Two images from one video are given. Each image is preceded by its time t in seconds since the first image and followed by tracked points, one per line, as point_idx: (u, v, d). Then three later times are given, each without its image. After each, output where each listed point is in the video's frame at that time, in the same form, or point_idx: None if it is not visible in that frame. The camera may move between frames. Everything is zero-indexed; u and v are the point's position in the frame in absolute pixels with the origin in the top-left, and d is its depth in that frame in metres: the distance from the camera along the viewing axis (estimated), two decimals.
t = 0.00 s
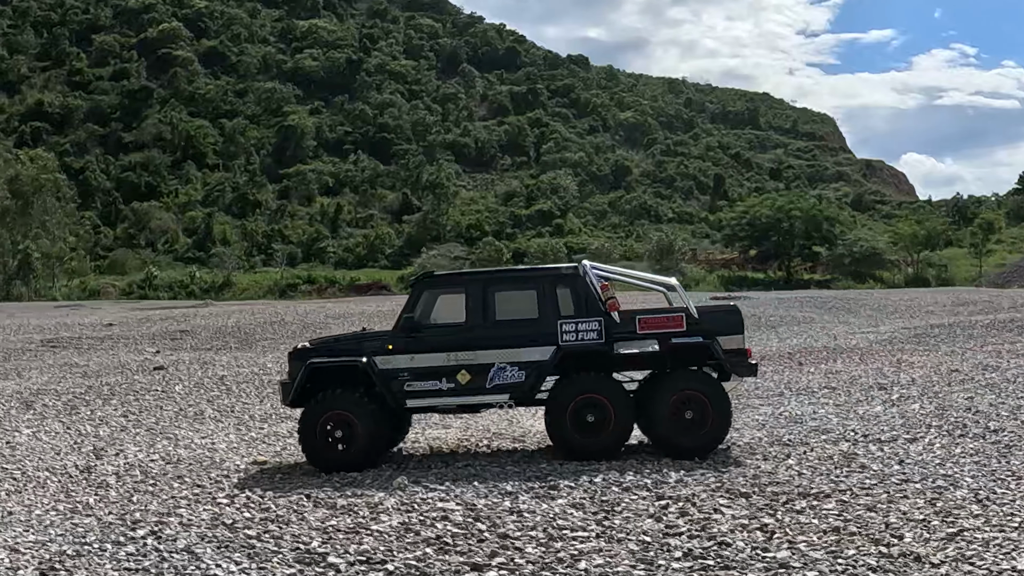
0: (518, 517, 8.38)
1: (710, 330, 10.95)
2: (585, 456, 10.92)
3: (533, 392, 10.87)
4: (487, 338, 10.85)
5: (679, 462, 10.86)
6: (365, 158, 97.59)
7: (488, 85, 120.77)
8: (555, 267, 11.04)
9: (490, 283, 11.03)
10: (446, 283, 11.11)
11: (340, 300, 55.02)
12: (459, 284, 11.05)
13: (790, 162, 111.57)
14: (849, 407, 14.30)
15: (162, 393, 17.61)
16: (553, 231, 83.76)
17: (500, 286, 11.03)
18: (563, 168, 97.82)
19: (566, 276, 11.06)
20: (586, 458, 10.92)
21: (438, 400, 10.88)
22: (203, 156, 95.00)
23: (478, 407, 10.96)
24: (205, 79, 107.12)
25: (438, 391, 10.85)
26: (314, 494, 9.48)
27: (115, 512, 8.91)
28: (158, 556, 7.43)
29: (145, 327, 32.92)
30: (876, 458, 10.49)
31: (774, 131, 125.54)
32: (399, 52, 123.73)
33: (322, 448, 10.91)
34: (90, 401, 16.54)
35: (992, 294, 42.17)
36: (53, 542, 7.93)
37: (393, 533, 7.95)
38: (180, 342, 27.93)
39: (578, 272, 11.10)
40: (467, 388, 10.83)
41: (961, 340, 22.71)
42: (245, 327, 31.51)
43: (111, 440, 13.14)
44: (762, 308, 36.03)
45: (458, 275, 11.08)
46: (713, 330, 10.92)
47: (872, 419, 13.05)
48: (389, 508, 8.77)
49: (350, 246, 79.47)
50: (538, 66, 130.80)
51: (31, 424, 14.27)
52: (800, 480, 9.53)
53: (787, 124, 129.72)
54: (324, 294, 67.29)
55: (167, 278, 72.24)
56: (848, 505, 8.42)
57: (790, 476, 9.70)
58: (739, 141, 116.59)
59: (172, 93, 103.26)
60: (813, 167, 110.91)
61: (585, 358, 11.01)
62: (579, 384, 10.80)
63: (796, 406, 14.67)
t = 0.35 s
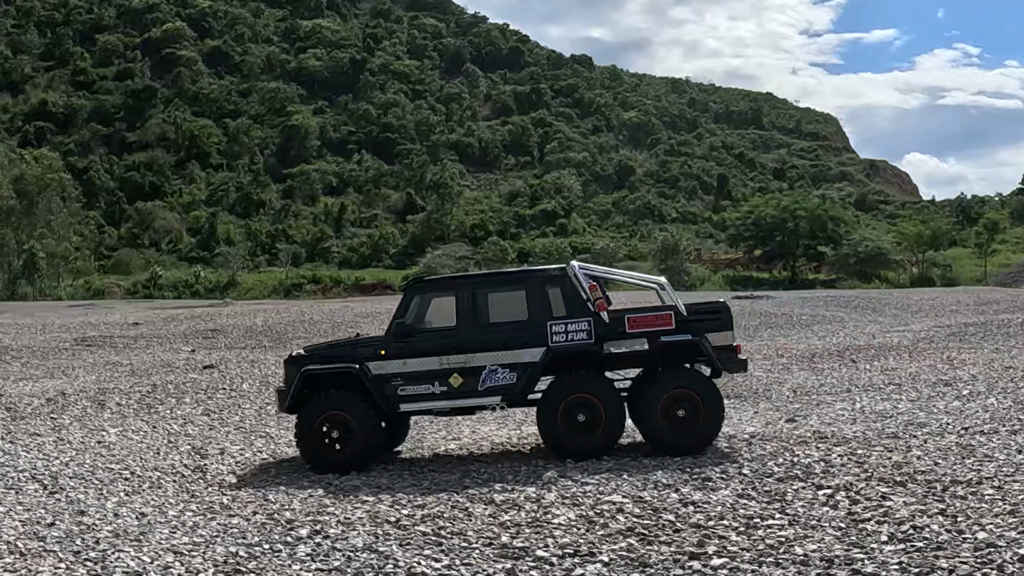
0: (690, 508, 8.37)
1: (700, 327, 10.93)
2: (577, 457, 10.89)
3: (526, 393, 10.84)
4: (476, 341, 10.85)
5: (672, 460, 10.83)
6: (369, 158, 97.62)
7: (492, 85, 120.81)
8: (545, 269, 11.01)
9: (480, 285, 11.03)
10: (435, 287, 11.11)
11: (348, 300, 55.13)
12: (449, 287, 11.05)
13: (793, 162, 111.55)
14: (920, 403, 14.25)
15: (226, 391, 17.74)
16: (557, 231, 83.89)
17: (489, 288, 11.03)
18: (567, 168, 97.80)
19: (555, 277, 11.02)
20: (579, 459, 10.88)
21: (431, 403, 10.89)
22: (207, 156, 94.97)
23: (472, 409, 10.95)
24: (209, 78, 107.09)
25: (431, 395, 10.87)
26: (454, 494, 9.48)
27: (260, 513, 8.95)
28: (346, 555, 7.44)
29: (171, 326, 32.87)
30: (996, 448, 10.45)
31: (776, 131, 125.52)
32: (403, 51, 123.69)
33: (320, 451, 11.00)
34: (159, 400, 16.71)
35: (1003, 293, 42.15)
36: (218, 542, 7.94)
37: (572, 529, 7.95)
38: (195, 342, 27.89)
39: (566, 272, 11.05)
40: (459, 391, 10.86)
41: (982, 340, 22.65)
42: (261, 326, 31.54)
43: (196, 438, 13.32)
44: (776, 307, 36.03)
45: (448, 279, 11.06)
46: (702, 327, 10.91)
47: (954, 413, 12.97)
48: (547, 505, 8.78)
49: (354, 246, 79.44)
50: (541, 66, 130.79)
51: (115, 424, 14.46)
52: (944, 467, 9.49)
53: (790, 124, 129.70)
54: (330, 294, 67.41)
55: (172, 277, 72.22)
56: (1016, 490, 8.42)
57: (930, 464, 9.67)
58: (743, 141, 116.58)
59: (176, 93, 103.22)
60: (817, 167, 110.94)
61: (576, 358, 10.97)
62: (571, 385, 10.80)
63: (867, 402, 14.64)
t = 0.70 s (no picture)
0: (843, 485, 8.71)
1: (698, 321, 11.46)
2: (578, 450, 11.40)
3: (525, 384, 11.45)
4: (477, 333, 11.50)
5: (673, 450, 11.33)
6: (375, 157, 97.58)
7: (498, 85, 120.76)
8: (546, 262, 11.59)
9: (481, 279, 11.64)
10: (436, 279, 11.74)
11: (357, 300, 55.05)
12: (450, 280, 11.67)
13: (799, 162, 111.27)
14: (991, 391, 14.34)
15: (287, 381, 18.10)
16: (564, 231, 83.89)
17: (490, 282, 11.64)
18: (573, 167, 97.78)
19: (556, 270, 11.60)
20: (580, 451, 11.38)
21: (431, 393, 11.58)
22: (213, 155, 95.01)
23: (471, 399, 11.63)
24: (215, 78, 107.18)
25: (432, 385, 11.55)
26: (582, 478, 9.93)
27: (394, 500, 9.34)
28: (524, 533, 7.85)
29: (197, 324, 32.83)
30: None
31: (782, 131, 125.26)
32: (409, 51, 123.67)
33: (323, 439, 11.73)
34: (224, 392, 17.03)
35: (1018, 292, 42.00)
36: (362, 529, 8.21)
37: (733, 505, 8.32)
38: (212, 339, 27.91)
39: (567, 266, 11.62)
40: (459, 381, 11.52)
41: (1008, 338, 22.57)
42: (281, 324, 31.54)
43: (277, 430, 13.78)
44: (793, 306, 35.90)
45: (447, 271, 11.68)
46: (701, 321, 11.44)
47: None
48: (690, 484, 9.18)
49: (360, 246, 79.47)
50: (547, 66, 130.70)
51: (193, 415, 14.82)
52: None
53: (796, 123, 129.52)
54: (337, 294, 67.33)
55: (179, 277, 72.30)
56: None
57: None
58: (749, 141, 116.44)
59: (182, 93, 103.32)
60: (823, 167, 110.78)
61: (577, 350, 11.54)
62: (571, 379, 11.36)
63: (937, 391, 14.76)
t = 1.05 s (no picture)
0: (986, 471, 9.10)
1: (695, 325, 11.73)
2: (573, 449, 11.82)
3: (523, 384, 11.85)
4: (475, 333, 11.89)
5: (667, 452, 11.67)
6: (381, 157, 97.59)
7: (503, 84, 120.78)
8: (545, 262, 12.00)
9: (479, 279, 12.03)
10: (436, 279, 12.11)
11: (365, 299, 55.00)
12: (450, 280, 12.06)
13: (805, 162, 111.14)
14: None
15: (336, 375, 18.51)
16: (569, 231, 83.93)
17: (488, 282, 12.03)
18: (578, 167, 97.86)
19: (554, 270, 12.00)
20: (576, 451, 11.79)
21: (429, 393, 11.96)
22: (218, 155, 95.06)
23: (469, 398, 12.01)
24: (220, 78, 107.32)
25: (431, 384, 11.93)
26: (711, 469, 10.33)
27: (533, 494, 9.80)
28: (702, 524, 8.31)
29: (224, 322, 32.73)
30: None
31: (787, 130, 125.21)
32: (414, 50, 123.69)
33: (324, 435, 12.08)
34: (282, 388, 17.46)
35: None
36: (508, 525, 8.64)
37: (891, 493, 8.76)
38: (232, 336, 28.00)
39: (566, 266, 12.02)
40: (457, 381, 11.91)
41: None
42: (298, 322, 31.62)
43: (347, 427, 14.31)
44: (808, 305, 35.90)
45: (446, 271, 12.07)
46: (698, 324, 11.71)
47: None
48: (830, 474, 9.62)
49: (366, 246, 79.52)
50: (552, 65, 130.66)
51: (274, 412, 15.37)
52: None
53: (801, 123, 129.47)
54: (343, 293, 67.27)
55: (185, 277, 72.40)
56: None
57: None
58: (754, 140, 116.38)
59: (187, 92, 103.46)
60: (828, 166, 110.71)
61: (575, 351, 11.93)
62: (568, 380, 11.74)
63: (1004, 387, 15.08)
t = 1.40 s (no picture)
0: None
1: (698, 337, 11.67)
2: (572, 459, 11.78)
3: (524, 394, 11.87)
4: (478, 343, 11.92)
5: (665, 464, 11.67)
6: (388, 157, 97.60)
7: (510, 84, 120.89)
8: (549, 273, 12.00)
9: (484, 289, 12.07)
10: (441, 288, 12.17)
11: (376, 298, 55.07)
12: (454, 289, 12.11)
13: (811, 161, 111.10)
14: None
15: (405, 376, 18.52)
16: (577, 230, 84.07)
17: (492, 292, 12.07)
18: (585, 167, 97.94)
19: (558, 281, 12.01)
20: (574, 461, 11.77)
21: (432, 401, 12.00)
22: (225, 155, 95.09)
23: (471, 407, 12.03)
24: (227, 78, 107.48)
25: (434, 394, 11.97)
26: (857, 471, 10.31)
27: (697, 501, 9.84)
28: (891, 528, 8.45)
29: (256, 322, 32.69)
30: None
31: (794, 130, 125.19)
32: (420, 50, 123.75)
33: (326, 439, 12.20)
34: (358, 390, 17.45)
35: None
36: (690, 537, 8.60)
37: None
38: (253, 337, 28.02)
39: (570, 277, 12.02)
40: (461, 391, 11.94)
41: None
42: (318, 323, 31.70)
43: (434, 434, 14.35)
44: (828, 306, 35.86)
45: (452, 281, 12.14)
46: (700, 337, 11.66)
47: None
48: (989, 474, 9.68)
49: (373, 246, 79.62)
50: (558, 64, 130.67)
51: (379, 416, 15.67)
52: None
53: (808, 122, 129.38)
54: (351, 293, 67.29)
55: (192, 276, 72.55)
56: None
57: None
58: (761, 139, 116.32)
59: (194, 92, 103.64)
60: (835, 166, 110.62)
61: (578, 362, 11.89)
62: (569, 391, 11.69)
63: None
